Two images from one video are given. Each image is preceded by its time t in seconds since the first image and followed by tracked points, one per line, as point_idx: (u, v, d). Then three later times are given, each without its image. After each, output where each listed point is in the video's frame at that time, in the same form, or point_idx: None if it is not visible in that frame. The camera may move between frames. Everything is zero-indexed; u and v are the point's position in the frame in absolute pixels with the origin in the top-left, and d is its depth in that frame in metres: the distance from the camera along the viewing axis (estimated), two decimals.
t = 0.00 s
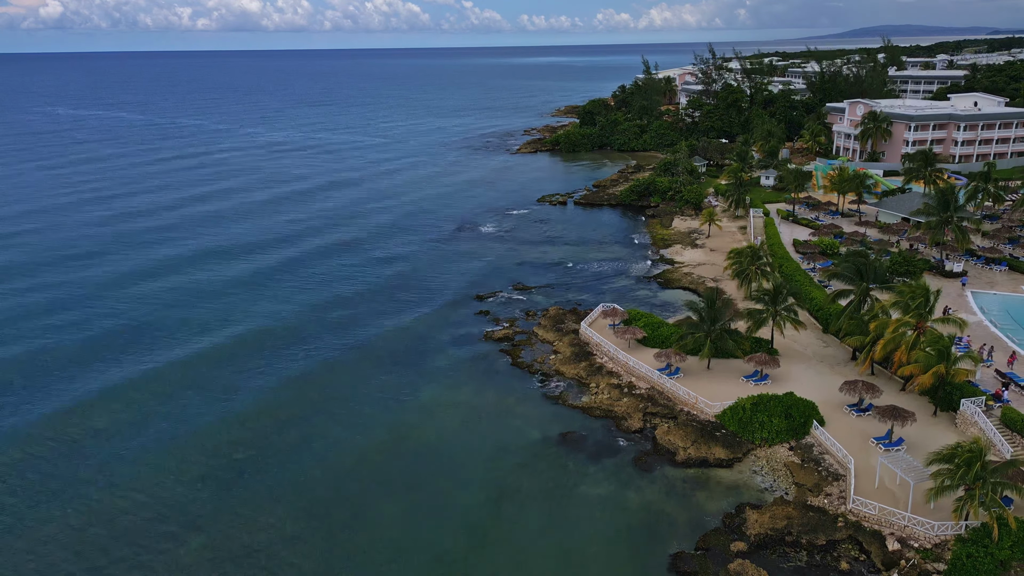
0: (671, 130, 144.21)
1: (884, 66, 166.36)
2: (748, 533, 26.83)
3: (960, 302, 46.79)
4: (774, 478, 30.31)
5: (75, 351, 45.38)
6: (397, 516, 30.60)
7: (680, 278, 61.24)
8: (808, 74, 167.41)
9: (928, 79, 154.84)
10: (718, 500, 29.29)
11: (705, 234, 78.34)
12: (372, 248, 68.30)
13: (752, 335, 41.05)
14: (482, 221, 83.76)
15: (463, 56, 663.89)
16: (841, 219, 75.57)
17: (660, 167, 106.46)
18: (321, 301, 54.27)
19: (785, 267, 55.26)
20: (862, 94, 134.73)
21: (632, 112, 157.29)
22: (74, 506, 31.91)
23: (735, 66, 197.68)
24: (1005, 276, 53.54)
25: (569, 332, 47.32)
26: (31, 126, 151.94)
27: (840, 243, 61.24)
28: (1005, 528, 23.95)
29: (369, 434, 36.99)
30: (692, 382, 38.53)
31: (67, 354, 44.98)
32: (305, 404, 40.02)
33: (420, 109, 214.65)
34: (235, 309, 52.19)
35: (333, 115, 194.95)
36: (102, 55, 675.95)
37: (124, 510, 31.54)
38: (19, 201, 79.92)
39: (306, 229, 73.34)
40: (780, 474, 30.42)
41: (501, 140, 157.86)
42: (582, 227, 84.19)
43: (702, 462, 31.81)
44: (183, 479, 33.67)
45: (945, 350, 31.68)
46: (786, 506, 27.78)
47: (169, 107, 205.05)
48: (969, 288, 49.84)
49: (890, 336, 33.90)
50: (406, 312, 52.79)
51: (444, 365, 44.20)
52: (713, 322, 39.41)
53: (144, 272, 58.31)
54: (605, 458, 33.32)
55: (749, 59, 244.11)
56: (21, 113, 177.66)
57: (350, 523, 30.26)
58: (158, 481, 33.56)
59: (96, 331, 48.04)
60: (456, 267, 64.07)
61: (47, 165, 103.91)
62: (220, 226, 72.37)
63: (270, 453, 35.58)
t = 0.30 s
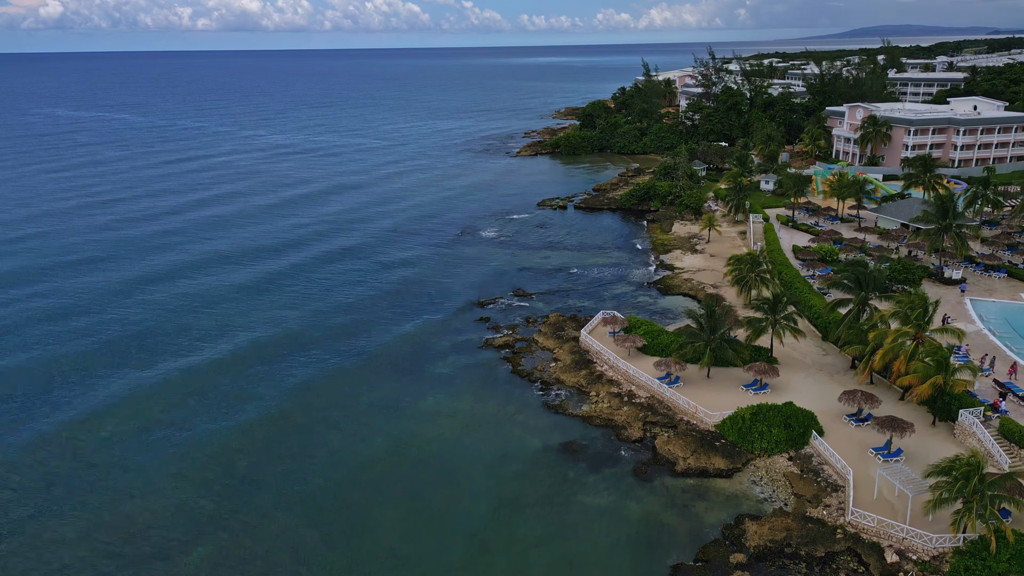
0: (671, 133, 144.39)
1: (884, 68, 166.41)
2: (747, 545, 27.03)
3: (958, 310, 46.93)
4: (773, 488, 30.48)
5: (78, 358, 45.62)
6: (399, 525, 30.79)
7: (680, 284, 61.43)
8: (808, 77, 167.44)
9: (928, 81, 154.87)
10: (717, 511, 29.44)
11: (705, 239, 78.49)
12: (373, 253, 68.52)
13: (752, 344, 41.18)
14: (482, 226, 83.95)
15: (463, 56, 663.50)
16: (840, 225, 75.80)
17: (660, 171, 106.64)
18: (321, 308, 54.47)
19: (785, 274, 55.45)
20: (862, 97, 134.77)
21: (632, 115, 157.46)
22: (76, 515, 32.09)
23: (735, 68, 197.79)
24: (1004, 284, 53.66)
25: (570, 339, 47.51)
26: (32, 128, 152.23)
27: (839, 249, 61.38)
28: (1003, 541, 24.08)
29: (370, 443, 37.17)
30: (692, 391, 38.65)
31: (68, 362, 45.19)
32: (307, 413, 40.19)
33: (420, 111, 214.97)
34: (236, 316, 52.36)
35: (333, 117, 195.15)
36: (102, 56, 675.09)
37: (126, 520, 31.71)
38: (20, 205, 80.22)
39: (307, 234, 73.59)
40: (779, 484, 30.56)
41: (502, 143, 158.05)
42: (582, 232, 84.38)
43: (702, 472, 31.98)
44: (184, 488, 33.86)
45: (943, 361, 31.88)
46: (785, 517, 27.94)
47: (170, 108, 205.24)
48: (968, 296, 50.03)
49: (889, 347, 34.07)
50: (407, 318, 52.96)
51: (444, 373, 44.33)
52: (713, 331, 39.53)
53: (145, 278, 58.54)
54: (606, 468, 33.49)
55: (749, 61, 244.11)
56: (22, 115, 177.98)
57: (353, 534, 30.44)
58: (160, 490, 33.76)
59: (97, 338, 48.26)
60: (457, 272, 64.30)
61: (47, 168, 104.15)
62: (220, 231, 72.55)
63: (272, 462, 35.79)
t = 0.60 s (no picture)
0: (671, 136, 144.54)
1: (884, 71, 166.52)
2: (746, 556, 27.23)
3: (957, 317, 47.08)
4: (772, 499, 30.62)
5: (81, 366, 45.87)
6: (401, 536, 30.89)
7: (680, 290, 61.59)
8: (808, 79, 167.52)
9: (928, 84, 154.93)
10: (717, 522, 29.58)
11: (705, 244, 78.60)
12: (374, 259, 68.75)
13: (751, 352, 41.35)
14: (482, 231, 84.08)
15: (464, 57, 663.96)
16: (840, 230, 75.96)
17: (660, 175, 106.83)
18: (322, 315, 54.67)
19: (784, 282, 55.65)
20: (862, 100, 134.93)
21: (632, 118, 157.61)
22: (79, 523, 32.29)
23: (735, 70, 197.86)
24: (1003, 291, 53.80)
25: (570, 346, 47.68)
26: (33, 131, 152.46)
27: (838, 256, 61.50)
28: (1001, 553, 24.20)
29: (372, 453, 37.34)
30: (692, 400, 38.76)
31: (71, 371, 45.37)
32: (308, 422, 40.35)
33: (420, 113, 215.13)
34: (237, 323, 52.57)
35: (334, 119, 195.25)
36: (102, 56, 675.64)
37: (129, 530, 31.83)
38: (22, 210, 80.47)
39: (308, 239, 73.86)
40: (778, 495, 30.71)
41: (502, 145, 158.17)
42: (583, 237, 84.55)
43: (701, 482, 32.13)
44: (187, 498, 33.98)
45: (942, 372, 32.05)
46: (784, 529, 28.12)
47: (170, 109, 205.24)
48: (967, 303, 50.17)
49: (888, 356, 34.26)
50: (408, 326, 53.14)
51: (445, 382, 44.53)
52: (713, 340, 39.61)
53: (146, 284, 58.75)
54: (606, 478, 33.64)
55: (750, 63, 244.09)
56: (23, 117, 178.18)
57: (355, 545, 30.57)
58: (162, 500, 33.90)
59: (100, 346, 48.48)
60: (458, 278, 64.51)
61: (49, 172, 104.40)
62: (222, 237, 72.69)
63: (273, 472, 35.91)
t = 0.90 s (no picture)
0: (671, 139, 144.75)
1: (884, 73, 166.80)
2: (745, 568, 27.44)
3: (956, 325, 47.22)
4: (772, 508, 30.79)
5: (83, 375, 46.12)
6: (402, 548, 30.97)
7: (679, 296, 61.79)
8: (808, 82, 167.79)
9: (928, 86, 155.09)
10: (716, 533, 29.76)
11: (704, 249, 78.76)
12: (374, 264, 68.98)
13: (751, 360, 41.45)
14: (482, 235, 84.22)
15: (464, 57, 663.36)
16: (839, 236, 76.18)
17: (660, 179, 106.97)
18: (323, 322, 54.80)
19: (783, 288, 55.82)
20: (861, 102, 135.09)
21: (632, 120, 157.78)
22: (84, 536, 32.63)
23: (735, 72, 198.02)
24: (1002, 297, 53.96)
25: (570, 353, 47.84)
26: (33, 134, 152.41)
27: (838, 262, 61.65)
28: (997, 564, 24.38)
29: (372, 461, 37.47)
30: (692, 408, 38.90)
31: (73, 380, 45.55)
32: (308, 431, 40.48)
33: (420, 114, 215.38)
34: (238, 331, 52.72)
35: (334, 120, 195.38)
36: (102, 57, 675.11)
37: (132, 544, 32.02)
38: (23, 215, 80.73)
39: (309, 245, 74.10)
40: (777, 504, 30.89)
41: (502, 148, 158.38)
42: (583, 241, 84.76)
43: (701, 492, 32.30)
44: (189, 510, 34.15)
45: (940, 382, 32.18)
46: (783, 540, 28.33)
47: (170, 111, 205.19)
48: (965, 311, 50.32)
49: (887, 366, 34.42)
50: (408, 333, 53.27)
51: (445, 389, 44.69)
52: (712, 349, 39.68)
53: (148, 291, 58.98)
54: (606, 487, 33.80)
55: (749, 64, 244.40)
56: (23, 119, 178.56)
57: (357, 556, 30.65)
58: (165, 512, 34.12)
59: (101, 355, 48.60)
60: (458, 284, 64.71)
61: (50, 175, 104.65)
62: (223, 242, 72.78)
63: (275, 483, 35.99)
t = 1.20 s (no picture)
0: (670, 142, 144.95)
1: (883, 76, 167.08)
2: None
3: (954, 333, 47.41)
4: (770, 518, 30.95)
5: (83, 382, 46.22)
6: (403, 561, 30.96)
7: (679, 302, 61.97)
8: (807, 84, 168.15)
9: (927, 89, 155.30)
10: (715, 543, 29.93)
11: (703, 254, 78.93)
12: (374, 269, 69.17)
13: (750, 369, 41.61)
14: (482, 240, 84.36)
15: (464, 58, 664.33)
16: (838, 241, 76.35)
17: (659, 183, 107.14)
18: (324, 329, 54.96)
19: (781, 295, 56.00)
20: (861, 105, 135.33)
21: (632, 123, 157.98)
22: (84, 545, 32.75)
23: (734, 75, 198.31)
24: (1000, 304, 54.17)
25: (569, 360, 48.03)
26: (33, 136, 152.44)
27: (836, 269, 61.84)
28: None
29: (373, 472, 37.51)
30: (691, 416, 39.03)
31: (74, 387, 45.67)
32: (308, 440, 40.56)
33: (420, 116, 215.57)
34: (239, 338, 52.84)
35: (334, 122, 195.47)
36: (102, 58, 675.60)
37: (131, 555, 32.07)
38: (23, 219, 80.83)
39: (309, 250, 74.25)
40: (775, 514, 31.06)
41: (501, 150, 158.49)
42: (582, 246, 84.93)
43: (699, 501, 32.45)
44: (190, 521, 34.17)
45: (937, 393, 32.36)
46: (781, 551, 28.55)
47: (170, 113, 205.27)
48: (964, 318, 50.50)
49: (885, 376, 34.63)
50: (408, 340, 53.40)
51: (445, 396, 44.89)
52: (711, 357, 39.78)
53: (148, 297, 59.12)
54: (606, 496, 33.93)
55: (749, 66, 244.70)
56: (23, 121, 178.49)
57: (358, 568, 30.70)
58: (165, 523, 34.15)
59: (102, 362, 48.73)
60: (457, 289, 64.88)
61: (50, 179, 104.71)
62: (224, 248, 72.90)
63: (275, 495, 36.00)
